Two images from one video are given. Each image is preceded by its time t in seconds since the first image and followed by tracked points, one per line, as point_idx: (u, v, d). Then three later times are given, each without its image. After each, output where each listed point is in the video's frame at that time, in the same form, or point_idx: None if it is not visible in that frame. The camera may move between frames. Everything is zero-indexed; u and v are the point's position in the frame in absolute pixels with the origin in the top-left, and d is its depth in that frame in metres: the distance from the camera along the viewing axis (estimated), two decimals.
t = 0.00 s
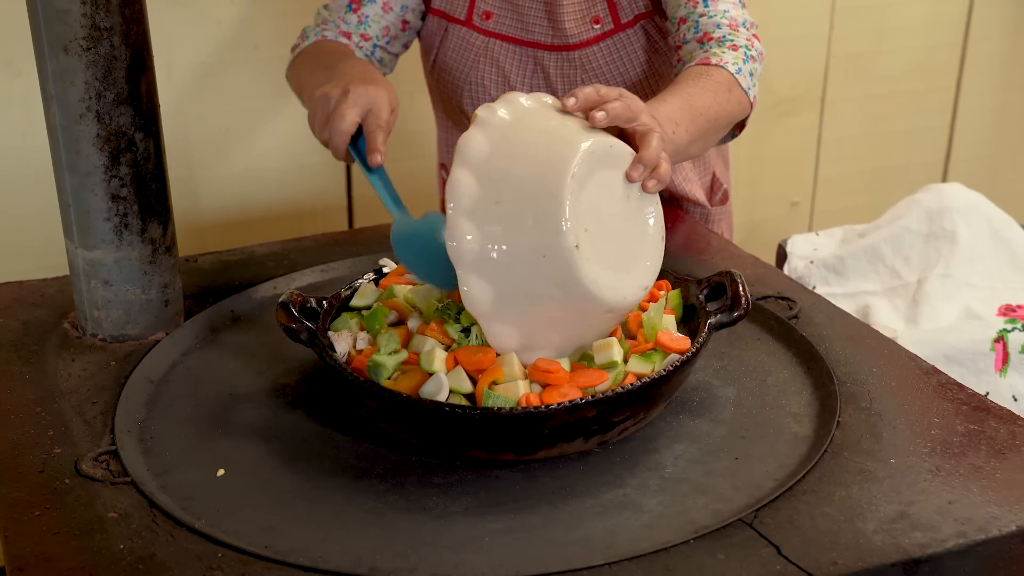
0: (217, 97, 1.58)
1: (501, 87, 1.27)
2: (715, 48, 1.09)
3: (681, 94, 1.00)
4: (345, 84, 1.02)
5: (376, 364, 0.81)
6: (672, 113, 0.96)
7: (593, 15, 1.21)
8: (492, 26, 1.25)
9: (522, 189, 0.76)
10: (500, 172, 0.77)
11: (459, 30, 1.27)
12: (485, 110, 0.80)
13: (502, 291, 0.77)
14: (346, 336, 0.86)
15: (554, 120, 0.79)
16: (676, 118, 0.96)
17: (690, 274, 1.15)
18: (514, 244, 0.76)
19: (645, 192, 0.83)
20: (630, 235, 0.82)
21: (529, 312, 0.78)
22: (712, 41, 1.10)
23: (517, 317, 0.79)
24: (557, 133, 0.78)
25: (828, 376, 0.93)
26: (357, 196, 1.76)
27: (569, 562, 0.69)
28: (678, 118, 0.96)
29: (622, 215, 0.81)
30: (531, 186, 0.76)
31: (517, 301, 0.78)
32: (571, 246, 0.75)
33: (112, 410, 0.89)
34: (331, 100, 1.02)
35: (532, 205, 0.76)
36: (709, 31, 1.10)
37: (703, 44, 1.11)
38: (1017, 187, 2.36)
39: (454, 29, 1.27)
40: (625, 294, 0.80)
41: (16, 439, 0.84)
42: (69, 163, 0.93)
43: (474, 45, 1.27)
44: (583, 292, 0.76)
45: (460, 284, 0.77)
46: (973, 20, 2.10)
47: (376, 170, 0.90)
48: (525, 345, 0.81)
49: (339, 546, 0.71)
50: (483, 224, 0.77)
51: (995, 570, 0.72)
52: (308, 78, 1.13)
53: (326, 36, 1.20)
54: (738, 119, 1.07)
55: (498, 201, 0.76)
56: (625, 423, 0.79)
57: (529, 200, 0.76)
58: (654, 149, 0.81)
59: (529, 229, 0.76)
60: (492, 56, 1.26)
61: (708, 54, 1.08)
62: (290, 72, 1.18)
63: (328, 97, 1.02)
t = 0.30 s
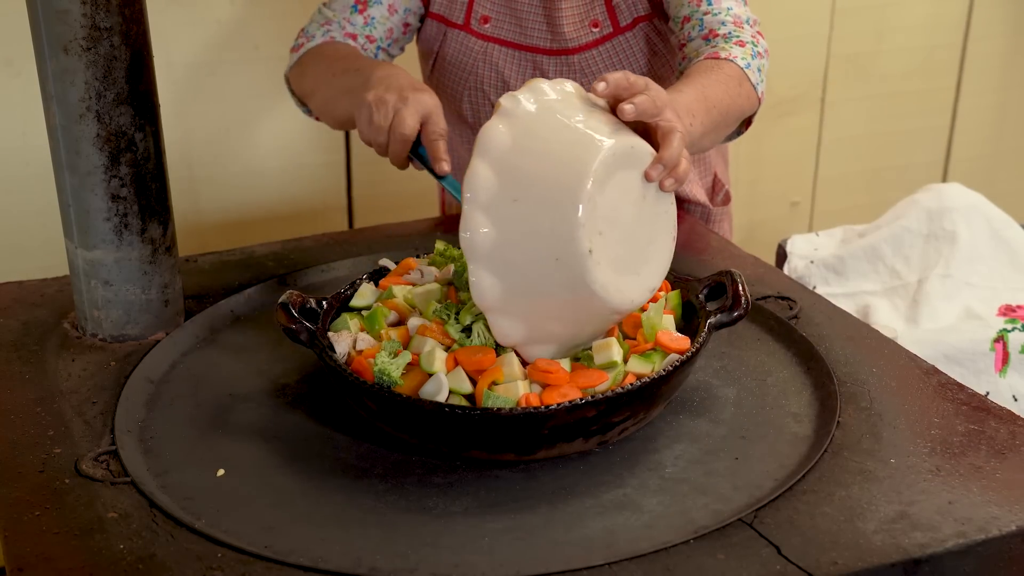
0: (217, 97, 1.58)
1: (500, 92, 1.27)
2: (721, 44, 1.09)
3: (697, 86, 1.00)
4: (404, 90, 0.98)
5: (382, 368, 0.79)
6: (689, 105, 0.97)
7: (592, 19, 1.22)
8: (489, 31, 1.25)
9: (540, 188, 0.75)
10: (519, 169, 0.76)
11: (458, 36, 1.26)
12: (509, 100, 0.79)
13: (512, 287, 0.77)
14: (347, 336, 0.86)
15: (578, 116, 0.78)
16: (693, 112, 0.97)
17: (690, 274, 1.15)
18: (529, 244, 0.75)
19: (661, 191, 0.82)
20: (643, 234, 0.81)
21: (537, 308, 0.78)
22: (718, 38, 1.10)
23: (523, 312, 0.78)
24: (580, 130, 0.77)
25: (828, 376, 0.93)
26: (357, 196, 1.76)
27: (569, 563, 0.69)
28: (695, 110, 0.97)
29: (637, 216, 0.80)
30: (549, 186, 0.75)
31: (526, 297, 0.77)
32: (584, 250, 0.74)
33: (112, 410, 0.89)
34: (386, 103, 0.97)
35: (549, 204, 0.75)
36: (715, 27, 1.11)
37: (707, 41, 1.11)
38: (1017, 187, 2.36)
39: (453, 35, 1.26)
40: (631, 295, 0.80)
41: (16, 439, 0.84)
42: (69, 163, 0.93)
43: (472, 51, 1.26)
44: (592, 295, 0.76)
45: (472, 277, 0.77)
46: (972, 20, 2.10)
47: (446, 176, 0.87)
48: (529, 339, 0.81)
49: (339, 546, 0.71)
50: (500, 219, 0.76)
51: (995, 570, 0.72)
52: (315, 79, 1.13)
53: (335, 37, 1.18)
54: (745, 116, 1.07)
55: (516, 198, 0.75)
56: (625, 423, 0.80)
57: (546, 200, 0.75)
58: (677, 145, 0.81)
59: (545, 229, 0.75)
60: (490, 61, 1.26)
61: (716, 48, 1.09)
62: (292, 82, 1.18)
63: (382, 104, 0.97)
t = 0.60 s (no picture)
0: (218, 97, 1.58)
1: (507, 94, 1.27)
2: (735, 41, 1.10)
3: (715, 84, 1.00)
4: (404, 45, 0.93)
5: (382, 368, 0.79)
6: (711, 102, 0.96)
7: (599, 20, 1.22)
8: (496, 31, 1.24)
9: (557, 204, 0.74)
10: (537, 182, 0.75)
11: (463, 34, 1.26)
12: (535, 106, 0.77)
13: (518, 295, 0.77)
14: (347, 335, 0.86)
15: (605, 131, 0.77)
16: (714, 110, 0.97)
17: (690, 274, 1.15)
18: (541, 257, 0.75)
19: (677, 206, 0.82)
20: (655, 249, 0.81)
21: (541, 315, 0.78)
22: (731, 36, 1.11)
23: (526, 318, 0.79)
24: (605, 147, 0.75)
25: (828, 376, 0.93)
26: (357, 196, 1.76)
27: (569, 562, 0.69)
28: (715, 106, 0.97)
29: (650, 234, 0.80)
30: (567, 203, 0.74)
31: (534, 305, 0.77)
32: (595, 271, 0.75)
33: (112, 410, 0.89)
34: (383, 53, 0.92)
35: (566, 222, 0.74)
36: (727, 25, 1.11)
37: (721, 38, 1.11)
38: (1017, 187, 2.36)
39: (458, 34, 1.27)
40: (637, 309, 0.81)
41: (16, 439, 0.84)
42: (69, 163, 0.93)
43: (479, 51, 1.26)
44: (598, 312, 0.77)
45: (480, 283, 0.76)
46: (972, 20, 2.10)
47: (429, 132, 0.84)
48: (529, 341, 0.81)
49: (339, 546, 0.71)
50: (514, 229, 0.75)
51: (995, 570, 0.72)
52: (309, 57, 1.11)
53: (327, 20, 1.16)
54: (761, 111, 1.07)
55: (531, 212, 0.75)
56: (625, 423, 0.80)
57: (562, 217, 0.74)
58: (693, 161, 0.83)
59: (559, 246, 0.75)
60: (497, 62, 1.26)
61: (731, 44, 1.09)
62: (284, 65, 1.16)
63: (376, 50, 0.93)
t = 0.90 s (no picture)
0: (218, 97, 1.58)
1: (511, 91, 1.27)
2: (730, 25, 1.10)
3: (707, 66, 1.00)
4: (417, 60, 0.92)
5: (382, 368, 0.79)
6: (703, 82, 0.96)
7: (603, 18, 1.23)
8: (500, 29, 1.24)
9: (532, 189, 0.74)
10: (512, 171, 0.75)
11: (466, 32, 1.26)
12: (506, 96, 0.77)
13: (513, 284, 0.77)
14: (346, 335, 0.86)
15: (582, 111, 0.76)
16: (706, 89, 0.96)
17: (690, 274, 1.15)
18: (526, 243, 0.75)
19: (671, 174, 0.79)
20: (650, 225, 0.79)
21: (539, 301, 0.78)
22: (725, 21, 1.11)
23: (528, 308, 0.78)
24: (576, 125, 0.75)
25: (828, 376, 0.93)
26: (357, 196, 1.76)
27: (569, 563, 0.69)
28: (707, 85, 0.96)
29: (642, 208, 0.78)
30: (543, 187, 0.74)
31: (529, 291, 0.77)
32: (579, 250, 0.74)
33: (113, 410, 0.89)
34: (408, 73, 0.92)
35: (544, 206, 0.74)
36: (721, 11, 1.12)
37: (715, 24, 1.12)
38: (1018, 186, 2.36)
39: (462, 31, 1.26)
40: (637, 288, 0.79)
41: (16, 439, 0.84)
42: (69, 163, 0.93)
43: (483, 48, 1.26)
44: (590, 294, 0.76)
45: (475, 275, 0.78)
46: (972, 20, 2.10)
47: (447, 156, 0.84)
48: (540, 331, 0.80)
49: (339, 546, 0.71)
50: (496, 219, 0.76)
51: (995, 570, 0.72)
52: (309, 40, 1.08)
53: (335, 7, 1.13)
54: (757, 98, 1.06)
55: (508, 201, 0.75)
56: (625, 423, 0.80)
57: (539, 202, 0.74)
58: (653, 91, 0.79)
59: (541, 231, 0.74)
60: (501, 60, 1.26)
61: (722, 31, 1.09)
62: (280, 44, 1.13)
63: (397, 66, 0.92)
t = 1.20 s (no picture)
0: (217, 96, 1.58)
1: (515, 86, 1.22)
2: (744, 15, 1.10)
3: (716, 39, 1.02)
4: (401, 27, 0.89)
5: (382, 368, 0.79)
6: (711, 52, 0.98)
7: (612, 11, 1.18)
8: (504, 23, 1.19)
9: (505, 111, 0.71)
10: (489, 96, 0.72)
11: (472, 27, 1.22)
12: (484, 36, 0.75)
13: (502, 216, 0.73)
14: (347, 336, 0.86)
15: (560, 38, 0.73)
16: (713, 57, 0.98)
17: (690, 274, 1.15)
18: (506, 167, 0.71)
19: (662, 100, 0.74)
20: (642, 152, 0.73)
21: (528, 238, 0.73)
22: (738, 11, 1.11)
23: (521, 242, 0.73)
24: (549, 53, 0.72)
25: (828, 376, 0.93)
26: (357, 196, 1.76)
27: (569, 563, 0.69)
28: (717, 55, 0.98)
29: (631, 134, 0.73)
30: (513, 109, 0.71)
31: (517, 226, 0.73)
32: (552, 168, 0.69)
33: (113, 410, 0.89)
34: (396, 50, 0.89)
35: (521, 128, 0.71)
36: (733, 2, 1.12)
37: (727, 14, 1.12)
38: (1018, 186, 2.36)
39: (468, 28, 1.23)
40: (632, 215, 0.72)
41: (16, 439, 0.84)
42: (69, 163, 0.93)
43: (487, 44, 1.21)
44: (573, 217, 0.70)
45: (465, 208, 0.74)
46: (972, 20, 2.10)
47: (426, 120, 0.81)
48: (541, 276, 0.75)
49: (339, 546, 0.71)
50: (475, 150, 0.73)
51: (995, 570, 0.72)
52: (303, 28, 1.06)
53: None
54: (770, 82, 1.07)
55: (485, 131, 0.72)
56: (625, 423, 0.80)
57: (513, 123, 0.71)
58: (637, 23, 0.77)
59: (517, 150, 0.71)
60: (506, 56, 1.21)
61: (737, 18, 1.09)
62: (275, 35, 1.11)
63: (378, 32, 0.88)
